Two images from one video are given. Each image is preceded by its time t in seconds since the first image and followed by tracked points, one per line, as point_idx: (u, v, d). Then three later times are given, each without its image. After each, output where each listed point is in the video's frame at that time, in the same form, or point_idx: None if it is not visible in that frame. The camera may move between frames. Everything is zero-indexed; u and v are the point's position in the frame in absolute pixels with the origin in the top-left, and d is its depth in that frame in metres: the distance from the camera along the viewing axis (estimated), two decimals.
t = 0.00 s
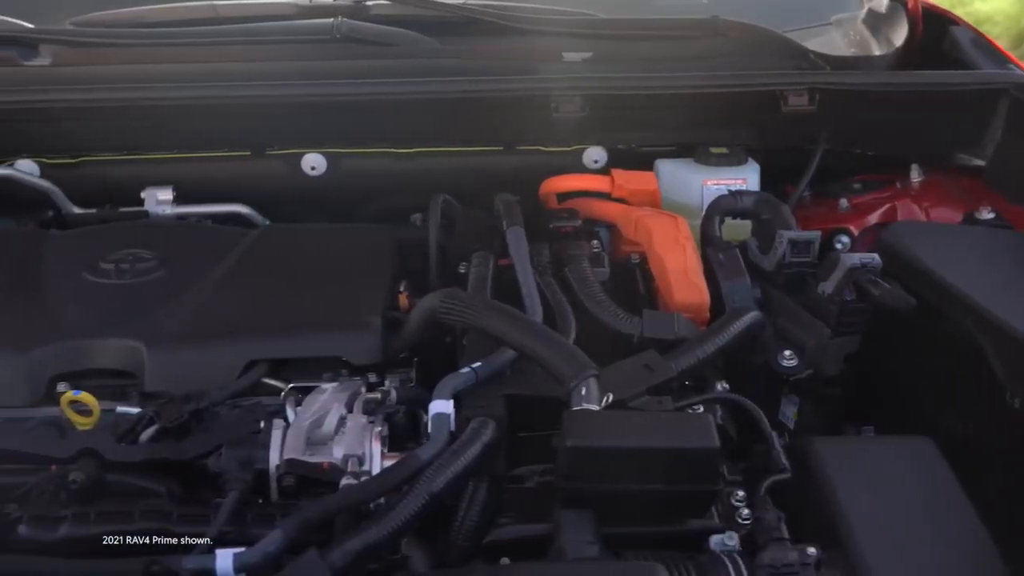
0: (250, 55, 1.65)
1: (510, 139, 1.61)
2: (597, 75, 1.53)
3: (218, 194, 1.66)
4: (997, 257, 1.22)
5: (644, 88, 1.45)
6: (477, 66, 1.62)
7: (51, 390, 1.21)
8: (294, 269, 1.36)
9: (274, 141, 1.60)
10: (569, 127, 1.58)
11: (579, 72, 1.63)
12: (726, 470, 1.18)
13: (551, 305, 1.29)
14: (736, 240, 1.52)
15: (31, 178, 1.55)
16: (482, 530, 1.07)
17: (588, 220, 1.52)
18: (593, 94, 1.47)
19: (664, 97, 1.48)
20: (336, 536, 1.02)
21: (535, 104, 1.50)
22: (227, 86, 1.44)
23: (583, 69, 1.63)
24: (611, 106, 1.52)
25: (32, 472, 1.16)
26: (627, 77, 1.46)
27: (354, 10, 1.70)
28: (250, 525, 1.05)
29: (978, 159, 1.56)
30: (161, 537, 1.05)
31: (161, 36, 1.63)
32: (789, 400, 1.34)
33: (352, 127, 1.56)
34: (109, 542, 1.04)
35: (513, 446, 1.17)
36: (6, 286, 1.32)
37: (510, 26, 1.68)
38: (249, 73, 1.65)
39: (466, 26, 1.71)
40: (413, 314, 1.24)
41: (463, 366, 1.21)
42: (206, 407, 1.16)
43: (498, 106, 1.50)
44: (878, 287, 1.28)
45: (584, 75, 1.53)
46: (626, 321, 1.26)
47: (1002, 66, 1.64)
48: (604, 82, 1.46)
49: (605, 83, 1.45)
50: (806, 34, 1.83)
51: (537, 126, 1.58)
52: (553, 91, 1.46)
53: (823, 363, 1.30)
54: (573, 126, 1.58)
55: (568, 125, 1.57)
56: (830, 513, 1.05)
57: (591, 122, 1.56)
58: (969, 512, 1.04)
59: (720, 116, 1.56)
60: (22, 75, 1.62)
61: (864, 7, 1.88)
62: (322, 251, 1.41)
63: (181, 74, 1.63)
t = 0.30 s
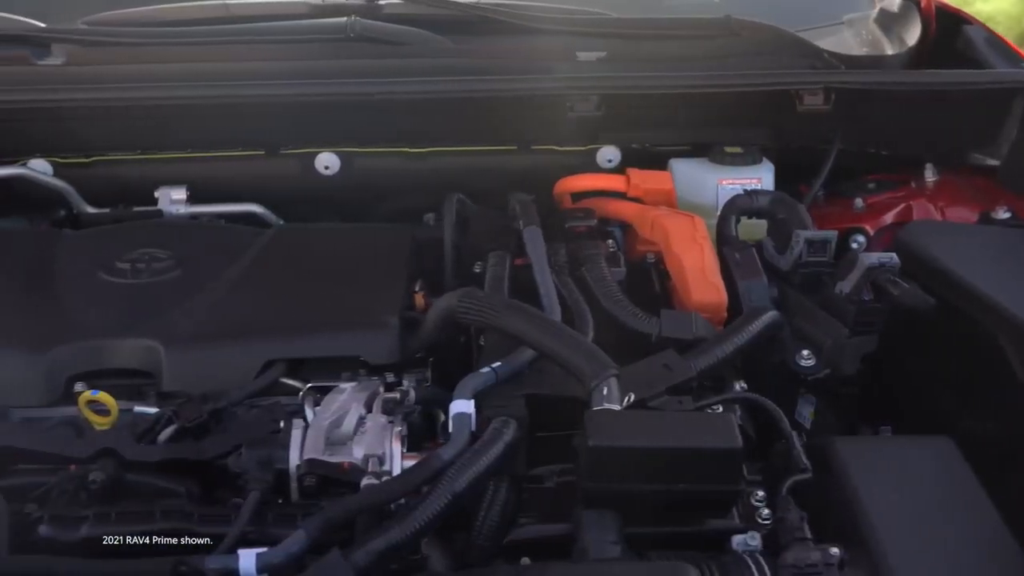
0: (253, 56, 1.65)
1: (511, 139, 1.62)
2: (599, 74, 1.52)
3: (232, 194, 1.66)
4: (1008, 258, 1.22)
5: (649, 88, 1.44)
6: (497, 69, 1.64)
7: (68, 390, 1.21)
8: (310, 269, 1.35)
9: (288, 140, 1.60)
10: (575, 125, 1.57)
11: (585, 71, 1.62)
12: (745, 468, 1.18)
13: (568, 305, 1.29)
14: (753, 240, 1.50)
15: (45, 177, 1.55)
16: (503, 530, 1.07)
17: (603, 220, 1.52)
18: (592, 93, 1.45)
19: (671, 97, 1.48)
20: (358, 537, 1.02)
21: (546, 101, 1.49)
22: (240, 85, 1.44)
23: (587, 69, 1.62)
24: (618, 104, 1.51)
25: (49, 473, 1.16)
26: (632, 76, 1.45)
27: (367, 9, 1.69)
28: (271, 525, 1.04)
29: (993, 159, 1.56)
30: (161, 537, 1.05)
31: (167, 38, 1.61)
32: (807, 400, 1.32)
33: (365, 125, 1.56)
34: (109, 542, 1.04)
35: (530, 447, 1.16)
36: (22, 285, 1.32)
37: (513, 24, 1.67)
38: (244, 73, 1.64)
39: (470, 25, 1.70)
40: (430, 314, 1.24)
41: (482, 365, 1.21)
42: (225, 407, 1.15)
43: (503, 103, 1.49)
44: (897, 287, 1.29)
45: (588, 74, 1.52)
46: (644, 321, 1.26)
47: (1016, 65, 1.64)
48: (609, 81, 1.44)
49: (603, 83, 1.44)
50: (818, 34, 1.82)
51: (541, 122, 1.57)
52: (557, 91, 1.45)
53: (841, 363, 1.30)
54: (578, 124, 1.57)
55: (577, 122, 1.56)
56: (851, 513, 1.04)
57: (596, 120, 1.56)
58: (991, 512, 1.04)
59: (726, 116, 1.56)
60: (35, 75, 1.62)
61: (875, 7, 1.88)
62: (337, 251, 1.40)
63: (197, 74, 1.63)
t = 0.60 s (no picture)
0: (261, 55, 1.66)
1: (526, 138, 1.61)
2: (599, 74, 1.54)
3: (245, 193, 1.66)
4: None
5: (657, 86, 1.44)
6: (511, 67, 1.64)
7: (86, 390, 1.20)
8: (326, 268, 1.35)
9: (302, 139, 1.59)
10: (582, 126, 1.57)
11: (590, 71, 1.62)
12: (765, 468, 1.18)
13: (585, 304, 1.29)
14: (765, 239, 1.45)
15: (59, 177, 1.55)
16: (524, 530, 1.07)
17: (618, 219, 1.52)
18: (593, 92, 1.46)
19: (677, 96, 1.48)
20: (380, 537, 1.01)
21: (552, 101, 1.49)
22: (255, 84, 1.44)
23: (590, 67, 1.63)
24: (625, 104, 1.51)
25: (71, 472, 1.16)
26: (638, 75, 1.45)
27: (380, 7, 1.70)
28: (291, 525, 1.04)
29: (1007, 158, 1.56)
30: (161, 538, 1.03)
31: (178, 38, 1.62)
32: (823, 398, 1.31)
33: (379, 124, 1.55)
34: (109, 542, 1.02)
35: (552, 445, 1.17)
36: (38, 285, 1.31)
37: (525, 23, 1.67)
38: (250, 72, 1.65)
39: (478, 22, 1.68)
40: (450, 312, 1.24)
41: (501, 364, 1.21)
42: (243, 407, 1.15)
43: (507, 104, 1.50)
44: (917, 286, 1.26)
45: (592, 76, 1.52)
46: (662, 321, 1.26)
47: None
48: (614, 77, 1.45)
49: (610, 79, 1.45)
50: (830, 33, 1.81)
51: (543, 124, 1.57)
52: (563, 91, 1.45)
53: (859, 362, 1.28)
54: (584, 126, 1.57)
55: (584, 122, 1.56)
56: (874, 513, 1.04)
57: (602, 122, 1.56)
58: (1014, 512, 1.04)
59: (740, 116, 1.56)
60: (49, 74, 1.62)
61: (887, 6, 1.88)
62: (353, 250, 1.40)
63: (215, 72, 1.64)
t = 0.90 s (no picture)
0: (272, 55, 1.65)
1: (540, 138, 1.61)
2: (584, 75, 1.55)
3: (258, 193, 1.65)
4: None
5: (653, 85, 1.45)
6: (520, 65, 1.63)
7: (103, 390, 1.20)
8: (342, 268, 1.35)
9: (316, 138, 1.59)
10: (586, 125, 1.57)
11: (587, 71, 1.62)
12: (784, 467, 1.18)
13: (603, 304, 1.29)
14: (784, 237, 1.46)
15: (73, 175, 1.55)
16: (544, 530, 1.06)
17: (632, 219, 1.52)
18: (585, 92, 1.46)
19: (673, 95, 1.48)
20: (401, 537, 1.01)
21: (552, 102, 1.49)
22: (269, 83, 1.43)
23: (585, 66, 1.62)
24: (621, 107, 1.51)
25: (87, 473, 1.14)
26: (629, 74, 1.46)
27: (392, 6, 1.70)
28: (312, 525, 1.04)
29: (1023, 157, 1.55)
30: (161, 538, 1.03)
31: (193, 36, 1.61)
32: (840, 398, 1.34)
33: (392, 123, 1.55)
34: (108, 542, 1.02)
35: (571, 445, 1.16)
36: (54, 284, 1.31)
37: (537, 21, 1.67)
38: (261, 71, 1.64)
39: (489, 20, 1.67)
40: (468, 311, 1.24)
41: (521, 364, 1.21)
42: (262, 407, 1.15)
43: (506, 104, 1.50)
44: (937, 286, 1.25)
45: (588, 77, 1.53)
46: (681, 321, 1.25)
47: None
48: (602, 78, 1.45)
49: (603, 80, 1.45)
50: (844, 32, 1.80)
51: (542, 125, 1.57)
52: (559, 91, 1.45)
53: (878, 362, 1.29)
54: (582, 126, 1.57)
55: (589, 121, 1.56)
56: (896, 513, 1.04)
57: (598, 121, 1.56)
58: None
59: (755, 116, 1.56)
60: (61, 73, 1.62)
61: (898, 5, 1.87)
62: (368, 250, 1.40)
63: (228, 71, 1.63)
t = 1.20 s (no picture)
0: (285, 53, 1.66)
1: (554, 136, 1.61)
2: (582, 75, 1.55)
3: (271, 192, 1.65)
4: None
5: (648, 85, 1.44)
6: (522, 64, 1.64)
7: (120, 390, 1.20)
8: (358, 267, 1.34)
9: (330, 137, 1.59)
10: (589, 123, 1.56)
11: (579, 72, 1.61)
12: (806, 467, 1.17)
13: (620, 304, 1.28)
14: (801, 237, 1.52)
15: (87, 174, 1.55)
16: (565, 530, 1.06)
17: (648, 217, 1.51)
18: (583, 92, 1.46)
19: (672, 94, 1.48)
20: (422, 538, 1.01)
21: (552, 101, 1.49)
22: (284, 82, 1.43)
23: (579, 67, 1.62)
24: (615, 105, 1.51)
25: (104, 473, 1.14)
26: (619, 74, 1.45)
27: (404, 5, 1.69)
28: (332, 525, 1.03)
29: None
30: (161, 537, 1.02)
31: (208, 34, 1.61)
32: (856, 398, 1.31)
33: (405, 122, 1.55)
34: (108, 542, 1.02)
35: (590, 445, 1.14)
36: (70, 284, 1.30)
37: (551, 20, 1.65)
38: (268, 71, 1.66)
39: (502, 19, 1.67)
40: (485, 311, 1.23)
41: (539, 363, 1.21)
42: (280, 406, 1.15)
43: (505, 104, 1.50)
44: (955, 286, 1.23)
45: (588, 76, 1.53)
46: (699, 321, 1.25)
47: None
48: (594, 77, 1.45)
49: (600, 79, 1.45)
50: (856, 31, 1.77)
51: (542, 126, 1.57)
52: (556, 91, 1.45)
53: (896, 361, 1.29)
54: (581, 125, 1.57)
55: (593, 117, 1.55)
56: (918, 513, 1.03)
57: (597, 119, 1.55)
58: None
59: (769, 115, 1.56)
60: (75, 72, 1.62)
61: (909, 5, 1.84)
62: (384, 249, 1.39)
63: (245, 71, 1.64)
